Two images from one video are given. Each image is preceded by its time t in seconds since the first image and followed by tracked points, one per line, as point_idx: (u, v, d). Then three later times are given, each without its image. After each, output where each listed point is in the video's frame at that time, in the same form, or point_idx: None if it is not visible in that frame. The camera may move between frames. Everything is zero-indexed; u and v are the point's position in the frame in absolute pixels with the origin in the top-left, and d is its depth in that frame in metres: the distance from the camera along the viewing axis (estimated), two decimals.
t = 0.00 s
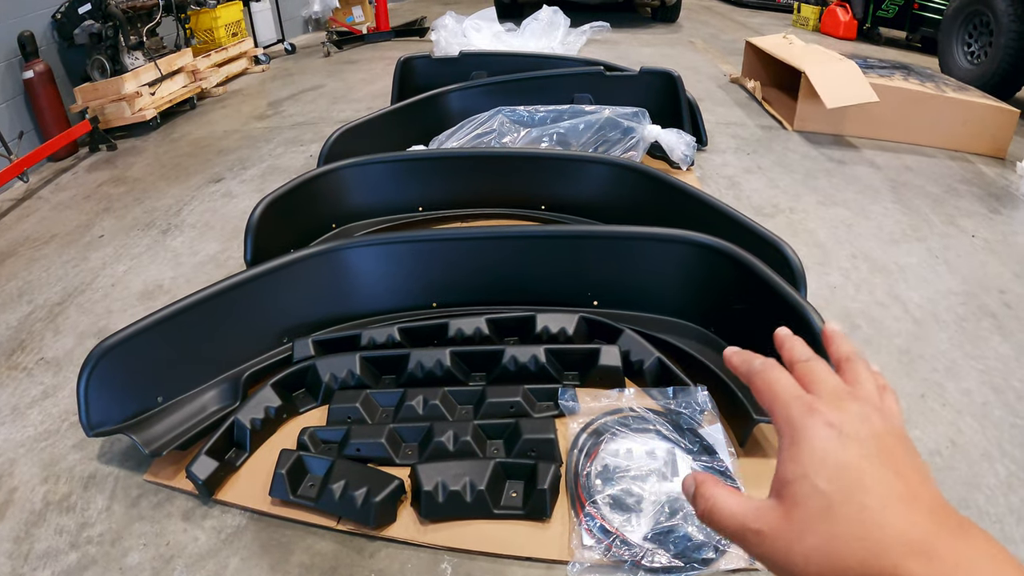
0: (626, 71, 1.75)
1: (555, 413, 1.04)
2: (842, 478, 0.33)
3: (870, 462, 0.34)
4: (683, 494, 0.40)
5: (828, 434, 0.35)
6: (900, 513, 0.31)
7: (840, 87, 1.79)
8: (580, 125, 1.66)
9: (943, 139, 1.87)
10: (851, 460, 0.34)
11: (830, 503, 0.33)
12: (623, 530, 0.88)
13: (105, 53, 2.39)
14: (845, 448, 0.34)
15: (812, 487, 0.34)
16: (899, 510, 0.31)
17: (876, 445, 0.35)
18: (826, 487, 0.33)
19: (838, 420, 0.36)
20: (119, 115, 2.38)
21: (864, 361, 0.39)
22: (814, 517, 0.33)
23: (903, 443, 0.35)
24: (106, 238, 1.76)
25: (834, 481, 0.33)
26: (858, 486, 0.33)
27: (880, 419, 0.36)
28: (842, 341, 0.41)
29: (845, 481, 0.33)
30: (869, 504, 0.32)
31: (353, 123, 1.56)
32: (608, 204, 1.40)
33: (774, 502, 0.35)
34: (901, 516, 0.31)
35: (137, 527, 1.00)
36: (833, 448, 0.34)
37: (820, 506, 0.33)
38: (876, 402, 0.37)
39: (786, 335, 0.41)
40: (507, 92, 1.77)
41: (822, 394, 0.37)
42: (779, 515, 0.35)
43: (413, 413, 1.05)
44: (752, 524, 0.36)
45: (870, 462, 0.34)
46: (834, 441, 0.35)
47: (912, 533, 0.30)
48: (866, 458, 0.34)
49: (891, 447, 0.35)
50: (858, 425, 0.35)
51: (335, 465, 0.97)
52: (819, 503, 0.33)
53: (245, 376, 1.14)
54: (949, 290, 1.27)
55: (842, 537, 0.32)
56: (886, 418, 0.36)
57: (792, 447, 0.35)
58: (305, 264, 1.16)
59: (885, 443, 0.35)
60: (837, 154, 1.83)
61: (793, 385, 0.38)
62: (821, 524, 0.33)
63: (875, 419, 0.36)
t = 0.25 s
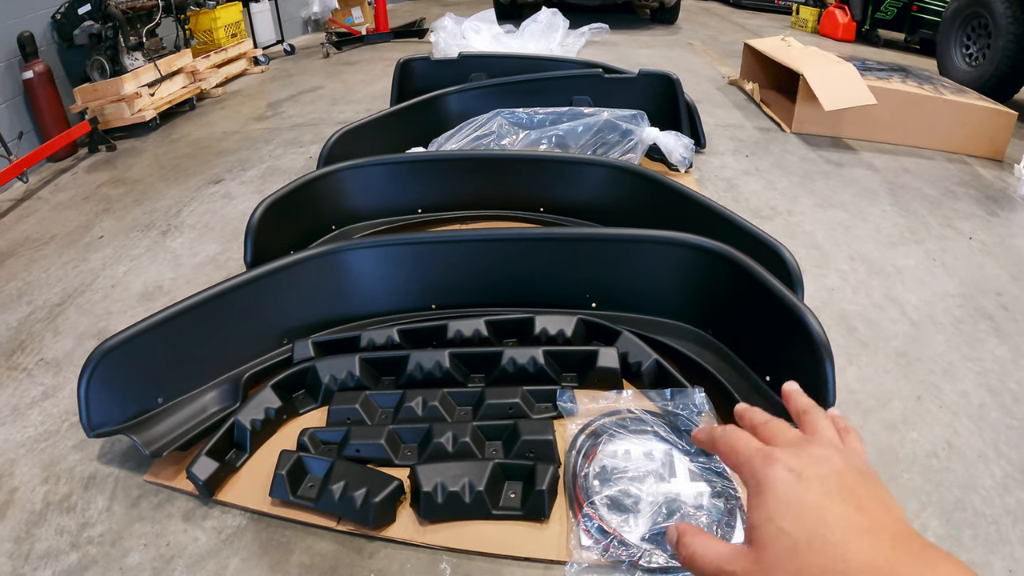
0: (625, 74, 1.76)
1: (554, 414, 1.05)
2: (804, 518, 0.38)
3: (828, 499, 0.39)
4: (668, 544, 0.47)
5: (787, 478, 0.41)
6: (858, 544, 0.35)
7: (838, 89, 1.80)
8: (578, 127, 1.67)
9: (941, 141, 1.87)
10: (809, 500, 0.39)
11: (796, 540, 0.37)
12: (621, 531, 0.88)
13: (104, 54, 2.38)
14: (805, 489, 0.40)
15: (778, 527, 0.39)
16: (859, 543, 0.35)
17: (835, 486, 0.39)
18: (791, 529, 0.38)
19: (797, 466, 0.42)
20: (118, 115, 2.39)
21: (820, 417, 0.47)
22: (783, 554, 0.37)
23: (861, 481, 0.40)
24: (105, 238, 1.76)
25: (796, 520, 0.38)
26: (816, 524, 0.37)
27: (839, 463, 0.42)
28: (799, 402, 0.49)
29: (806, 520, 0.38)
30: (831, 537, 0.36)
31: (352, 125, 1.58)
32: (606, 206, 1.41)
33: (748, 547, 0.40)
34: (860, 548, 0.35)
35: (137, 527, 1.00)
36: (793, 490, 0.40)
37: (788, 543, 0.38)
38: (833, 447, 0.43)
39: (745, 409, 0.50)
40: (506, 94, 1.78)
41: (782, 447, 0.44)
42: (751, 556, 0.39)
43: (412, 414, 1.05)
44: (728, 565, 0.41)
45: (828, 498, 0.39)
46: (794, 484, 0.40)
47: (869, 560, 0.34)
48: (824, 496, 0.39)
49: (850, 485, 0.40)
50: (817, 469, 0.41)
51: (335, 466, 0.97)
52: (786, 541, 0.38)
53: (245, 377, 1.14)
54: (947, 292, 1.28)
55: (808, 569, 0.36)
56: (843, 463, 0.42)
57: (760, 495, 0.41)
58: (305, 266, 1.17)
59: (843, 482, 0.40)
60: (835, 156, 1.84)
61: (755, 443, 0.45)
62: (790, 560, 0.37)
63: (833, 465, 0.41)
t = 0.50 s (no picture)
0: (623, 75, 1.76)
1: (550, 416, 1.05)
2: (837, 502, 0.34)
3: (861, 480, 0.35)
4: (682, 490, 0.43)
5: (822, 449, 0.36)
6: (889, 538, 0.32)
7: (835, 91, 1.80)
8: (576, 129, 1.67)
9: (938, 143, 1.88)
10: (841, 477, 0.35)
11: (824, 527, 0.34)
12: (616, 532, 0.88)
13: (103, 55, 2.40)
14: (837, 465, 0.36)
15: (803, 508, 0.35)
16: (894, 537, 0.32)
17: (872, 466, 0.36)
18: (820, 511, 0.34)
19: (830, 433, 0.37)
20: (116, 116, 2.40)
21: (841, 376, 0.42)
22: (805, 540, 0.34)
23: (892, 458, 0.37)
24: (104, 239, 1.77)
25: (824, 503, 0.35)
26: (849, 509, 0.34)
27: (873, 434, 0.38)
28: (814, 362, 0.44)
29: (837, 503, 0.34)
30: (862, 527, 0.33)
31: (350, 127, 1.58)
32: (603, 208, 1.41)
33: (765, 521, 0.37)
34: (896, 544, 0.32)
35: (136, 528, 1.01)
36: (828, 466, 0.35)
37: (812, 527, 0.34)
38: (864, 415, 0.39)
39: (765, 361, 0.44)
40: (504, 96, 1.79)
41: (812, 408, 0.39)
42: (769, 535, 0.36)
43: (409, 415, 1.06)
44: (740, 538, 0.38)
45: (863, 481, 0.35)
46: (830, 456, 0.36)
47: (901, 558, 0.31)
48: (858, 478, 0.35)
49: (883, 464, 0.36)
50: (853, 442, 0.37)
51: (333, 466, 0.98)
52: (812, 526, 0.35)
53: (242, 379, 1.15)
54: (943, 294, 1.29)
55: (834, 559, 0.33)
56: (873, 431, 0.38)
57: (789, 464, 0.37)
58: (303, 268, 1.17)
59: (879, 463, 0.36)
60: (833, 158, 1.85)
61: (784, 399, 0.40)
62: (812, 546, 0.34)
63: (865, 437, 0.37)
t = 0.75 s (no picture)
0: (619, 76, 1.77)
1: (544, 415, 1.06)
2: (811, 520, 0.39)
3: (833, 499, 0.39)
4: (677, 545, 0.49)
5: (794, 478, 0.42)
6: (865, 547, 0.35)
7: (832, 91, 1.81)
8: (572, 129, 1.68)
9: (935, 144, 1.89)
10: (814, 496, 0.40)
11: (801, 541, 0.38)
12: (610, 530, 0.89)
13: (101, 54, 2.41)
14: (810, 487, 0.41)
15: (783, 529, 0.40)
16: (866, 545, 0.35)
17: (845, 488, 0.40)
18: (796, 530, 0.39)
19: (803, 467, 0.43)
20: (113, 115, 2.40)
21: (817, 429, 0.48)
22: (786, 554, 0.38)
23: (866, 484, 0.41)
24: (101, 239, 1.77)
25: (801, 523, 0.39)
26: (823, 523, 0.38)
27: (848, 463, 0.42)
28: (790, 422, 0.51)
29: (812, 521, 0.39)
30: (832, 537, 0.37)
31: (347, 126, 1.59)
32: (598, 208, 1.42)
33: (750, 548, 0.42)
34: (868, 550, 0.35)
35: (132, 527, 1.01)
36: (800, 489, 0.41)
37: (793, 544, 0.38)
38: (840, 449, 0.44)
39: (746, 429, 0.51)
40: (500, 97, 1.80)
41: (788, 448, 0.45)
42: (755, 556, 0.41)
43: (404, 415, 1.06)
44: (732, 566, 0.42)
45: (834, 498, 0.39)
46: (801, 481, 0.41)
47: (877, 562, 0.34)
48: (830, 496, 0.39)
49: (858, 486, 0.40)
50: (827, 470, 0.42)
51: (328, 465, 0.98)
52: (792, 543, 0.39)
53: (239, 377, 1.15)
54: (938, 295, 1.30)
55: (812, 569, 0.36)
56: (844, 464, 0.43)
57: (767, 492, 0.42)
58: (299, 267, 1.18)
59: (851, 484, 0.40)
60: (829, 158, 1.86)
61: (761, 445, 0.46)
62: (791, 560, 0.38)
63: (839, 465, 0.42)
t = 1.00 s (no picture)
0: (612, 72, 1.76)
1: (537, 414, 1.05)
2: (804, 517, 0.38)
3: (824, 496, 0.38)
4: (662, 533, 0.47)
5: (784, 473, 0.41)
6: (856, 546, 0.35)
7: (825, 88, 1.81)
8: (566, 126, 1.67)
9: (929, 142, 1.89)
10: (803, 492, 0.39)
11: (794, 538, 0.37)
12: (602, 529, 0.89)
13: (94, 51, 2.38)
14: (800, 481, 0.40)
15: (774, 523, 0.38)
16: (857, 545, 0.35)
17: (833, 484, 0.39)
18: (786, 524, 0.38)
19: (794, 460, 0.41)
20: (106, 112, 2.38)
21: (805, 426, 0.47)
22: (776, 550, 0.37)
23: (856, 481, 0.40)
24: (94, 237, 1.76)
25: (793, 518, 0.38)
26: (816, 520, 0.37)
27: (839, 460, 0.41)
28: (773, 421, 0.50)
29: (803, 518, 0.38)
30: (826, 535, 0.36)
31: (340, 123, 1.58)
32: (592, 205, 1.42)
33: (740, 540, 0.40)
34: (858, 549, 0.34)
35: (125, 526, 1.01)
36: (791, 485, 0.40)
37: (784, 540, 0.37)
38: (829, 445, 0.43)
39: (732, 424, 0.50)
40: (493, 94, 1.79)
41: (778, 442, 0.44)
42: (744, 550, 0.39)
43: (397, 413, 1.06)
44: (719, 558, 0.41)
45: (825, 495, 0.38)
46: (792, 476, 0.40)
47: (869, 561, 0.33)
48: (819, 492, 0.38)
49: (848, 482, 0.39)
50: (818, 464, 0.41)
51: (321, 465, 0.98)
52: (783, 538, 0.37)
53: (231, 376, 1.15)
54: (932, 293, 1.30)
55: (802, 565, 0.35)
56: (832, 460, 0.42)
57: (758, 487, 0.41)
58: (291, 266, 1.17)
59: (842, 481, 0.39)
60: (823, 156, 1.86)
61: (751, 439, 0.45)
62: (781, 556, 0.37)
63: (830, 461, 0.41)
